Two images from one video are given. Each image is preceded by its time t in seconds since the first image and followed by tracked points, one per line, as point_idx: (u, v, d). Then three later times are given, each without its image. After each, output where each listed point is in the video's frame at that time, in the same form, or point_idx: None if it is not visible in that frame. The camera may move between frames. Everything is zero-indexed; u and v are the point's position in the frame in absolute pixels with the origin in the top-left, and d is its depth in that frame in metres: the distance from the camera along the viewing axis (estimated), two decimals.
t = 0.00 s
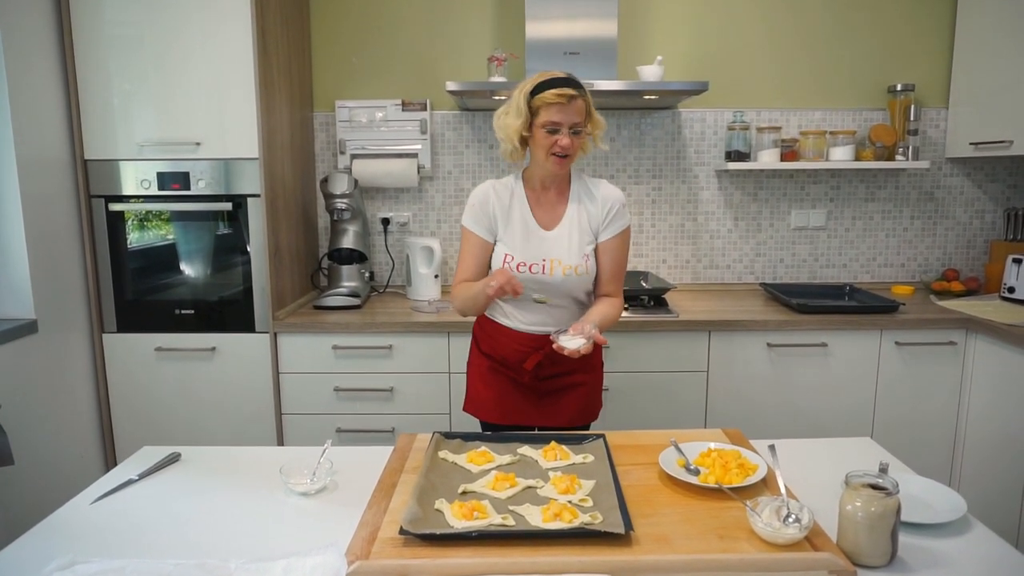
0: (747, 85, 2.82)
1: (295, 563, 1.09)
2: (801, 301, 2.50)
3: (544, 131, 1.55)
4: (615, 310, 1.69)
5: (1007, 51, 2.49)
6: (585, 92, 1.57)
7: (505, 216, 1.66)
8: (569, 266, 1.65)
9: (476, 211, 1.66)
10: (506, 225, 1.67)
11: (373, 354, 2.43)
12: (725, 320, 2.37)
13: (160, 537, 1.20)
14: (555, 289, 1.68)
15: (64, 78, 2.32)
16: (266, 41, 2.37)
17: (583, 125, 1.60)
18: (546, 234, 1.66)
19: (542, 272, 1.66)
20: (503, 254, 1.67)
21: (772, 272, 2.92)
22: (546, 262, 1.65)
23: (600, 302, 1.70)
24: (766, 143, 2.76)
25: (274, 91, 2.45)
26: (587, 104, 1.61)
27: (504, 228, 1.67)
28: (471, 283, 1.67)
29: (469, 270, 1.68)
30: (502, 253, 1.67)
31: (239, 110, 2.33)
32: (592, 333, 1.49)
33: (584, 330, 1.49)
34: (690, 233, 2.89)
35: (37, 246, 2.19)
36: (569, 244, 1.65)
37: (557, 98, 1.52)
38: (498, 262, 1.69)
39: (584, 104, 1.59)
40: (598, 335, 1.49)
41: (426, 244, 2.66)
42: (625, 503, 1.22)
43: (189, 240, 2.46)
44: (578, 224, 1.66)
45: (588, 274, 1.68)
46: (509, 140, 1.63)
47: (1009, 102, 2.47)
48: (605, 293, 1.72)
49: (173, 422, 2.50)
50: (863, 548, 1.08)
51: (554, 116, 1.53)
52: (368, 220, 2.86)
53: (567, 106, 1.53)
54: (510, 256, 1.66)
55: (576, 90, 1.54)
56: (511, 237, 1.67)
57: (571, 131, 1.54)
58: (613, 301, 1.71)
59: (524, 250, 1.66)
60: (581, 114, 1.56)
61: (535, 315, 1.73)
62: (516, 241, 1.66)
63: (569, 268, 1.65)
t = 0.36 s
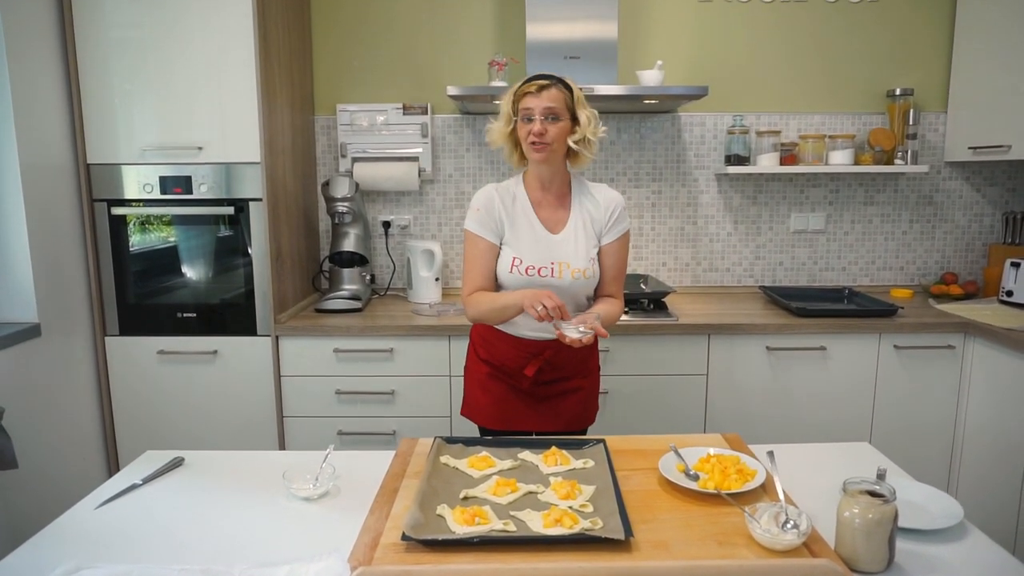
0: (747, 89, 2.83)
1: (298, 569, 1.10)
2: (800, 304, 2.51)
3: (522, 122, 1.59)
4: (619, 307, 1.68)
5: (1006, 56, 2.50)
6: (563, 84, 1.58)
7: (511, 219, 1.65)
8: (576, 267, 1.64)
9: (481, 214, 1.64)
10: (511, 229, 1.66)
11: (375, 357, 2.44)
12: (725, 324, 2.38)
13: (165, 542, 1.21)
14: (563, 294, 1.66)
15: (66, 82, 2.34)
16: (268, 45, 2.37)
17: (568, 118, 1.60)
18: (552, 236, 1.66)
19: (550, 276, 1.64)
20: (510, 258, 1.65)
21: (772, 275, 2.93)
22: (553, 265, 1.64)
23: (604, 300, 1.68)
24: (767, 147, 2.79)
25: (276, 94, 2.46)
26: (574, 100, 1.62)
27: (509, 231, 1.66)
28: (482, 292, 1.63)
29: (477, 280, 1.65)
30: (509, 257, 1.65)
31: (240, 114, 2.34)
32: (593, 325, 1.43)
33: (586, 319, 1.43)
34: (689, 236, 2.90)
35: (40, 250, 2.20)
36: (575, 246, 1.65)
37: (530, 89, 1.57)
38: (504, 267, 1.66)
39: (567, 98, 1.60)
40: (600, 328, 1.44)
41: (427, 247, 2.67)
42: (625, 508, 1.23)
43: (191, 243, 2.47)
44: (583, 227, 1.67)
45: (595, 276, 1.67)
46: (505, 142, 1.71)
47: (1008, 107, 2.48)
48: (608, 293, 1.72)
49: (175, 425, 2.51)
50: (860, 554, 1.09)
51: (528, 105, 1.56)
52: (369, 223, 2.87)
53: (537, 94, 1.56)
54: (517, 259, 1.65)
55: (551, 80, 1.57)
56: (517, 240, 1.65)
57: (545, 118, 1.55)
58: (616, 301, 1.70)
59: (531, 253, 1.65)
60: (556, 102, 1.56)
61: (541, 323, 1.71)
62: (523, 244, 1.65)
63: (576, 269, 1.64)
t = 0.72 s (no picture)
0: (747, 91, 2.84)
1: (302, 571, 1.11)
2: (800, 305, 2.52)
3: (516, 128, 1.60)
4: (625, 308, 1.71)
5: (1006, 58, 2.51)
6: (556, 88, 1.58)
7: (510, 224, 1.66)
8: (577, 273, 1.65)
9: (479, 219, 1.65)
10: (511, 234, 1.66)
11: (376, 358, 2.45)
12: (725, 326, 2.39)
13: (169, 544, 1.22)
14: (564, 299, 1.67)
15: (69, 85, 2.34)
16: (269, 47, 2.38)
17: (563, 122, 1.59)
18: (553, 242, 1.66)
19: (551, 281, 1.65)
20: (511, 263, 1.66)
21: (772, 276, 2.94)
22: (554, 271, 1.65)
23: (609, 302, 1.71)
24: (766, 149, 2.77)
25: (278, 97, 2.47)
26: (569, 104, 1.62)
27: (509, 236, 1.66)
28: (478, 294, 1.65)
29: (474, 282, 1.67)
30: (509, 262, 1.66)
31: (242, 116, 2.35)
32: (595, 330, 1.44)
33: (588, 326, 1.45)
34: (689, 238, 2.91)
35: (43, 251, 2.21)
36: (576, 252, 1.66)
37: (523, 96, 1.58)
38: (505, 272, 1.67)
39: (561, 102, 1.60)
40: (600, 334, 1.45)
41: (429, 248, 2.67)
42: (626, 510, 1.24)
43: (192, 244, 2.48)
44: (584, 233, 1.68)
45: (596, 282, 1.69)
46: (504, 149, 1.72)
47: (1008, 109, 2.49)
48: (612, 295, 1.75)
49: (178, 426, 2.52)
50: (860, 556, 1.10)
51: (521, 112, 1.58)
52: (371, 224, 2.88)
53: (528, 100, 1.57)
54: (518, 265, 1.65)
55: (543, 86, 1.58)
56: (517, 246, 1.66)
57: (538, 123, 1.56)
58: (621, 303, 1.73)
59: (531, 259, 1.65)
60: (548, 107, 1.56)
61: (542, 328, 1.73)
62: (523, 250, 1.66)
63: (577, 275, 1.65)
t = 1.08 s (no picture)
0: (748, 85, 2.84)
1: (305, 564, 1.12)
2: (800, 300, 2.53)
3: (521, 130, 1.58)
4: (625, 312, 1.72)
5: (1008, 52, 2.51)
6: (563, 91, 1.58)
7: (509, 228, 1.66)
8: (577, 277, 1.65)
9: (478, 223, 1.66)
10: (510, 237, 1.67)
11: (377, 353, 2.45)
12: (726, 320, 2.40)
13: (173, 537, 1.23)
14: (564, 302, 1.69)
15: (70, 80, 2.34)
16: (269, 42, 2.38)
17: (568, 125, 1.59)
18: (553, 246, 1.66)
19: (551, 286, 1.66)
20: (510, 268, 1.67)
21: (772, 271, 2.94)
22: (553, 275, 1.66)
23: (610, 305, 1.72)
24: (768, 144, 2.76)
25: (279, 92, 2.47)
26: (573, 106, 1.62)
27: (508, 240, 1.67)
28: (473, 296, 1.68)
29: (470, 284, 1.70)
30: (509, 266, 1.67)
31: (243, 111, 2.35)
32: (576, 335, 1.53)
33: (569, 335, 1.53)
34: (690, 232, 2.92)
35: (45, 246, 2.21)
36: (576, 256, 1.66)
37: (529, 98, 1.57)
38: (504, 276, 1.69)
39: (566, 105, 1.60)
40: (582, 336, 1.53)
41: (430, 243, 2.68)
42: (627, 504, 1.25)
43: (194, 239, 2.49)
44: (585, 237, 1.67)
45: (597, 286, 1.69)
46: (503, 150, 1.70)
47: (1008, 104, 2.49)
48: (614, 298, 1.74)
49: (180, 420, 2.53)
50: (859, 550, 1.11)
51: (528, 115, 1.56)
52: (372, 219, 2.88)
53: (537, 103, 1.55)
54: (517, 270, 1.66)
55: (550, 88, 1.57)
56: (516, 249, 1.67)
57: (547, 127, 1.55)
58: (623, 305, 1.73)
59: (531, 263, 1.66)
60: (557, 110, 1.56)
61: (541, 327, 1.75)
62: (522, 254, 1.66)
63: (577, 279, 1.65)
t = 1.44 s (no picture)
0: (749, 71, 2.82)
1: (308, 549, 1.13)
2: (800, 287, 2.53)
3: (535, 107, 1.57)
4: (633, 284, 1.63)
5: (1011, 37, 2.49)
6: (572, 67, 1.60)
7: (503, 207, 1.67)
8: (570, 254, 1.66)
9: (471, 205, 1.68)
10: (504, 217, 1.68)
11: (379, 339, 2.46)
12: (726, 307, 2.40)
13: (177, 523, 1.25)
14: (560, 280, 1.69)
15: (69, 67, 2.33)
16: (268, 30, 2.37)
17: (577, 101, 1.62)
18: (547, 223, 1.67)
19: (544, 262, 1.67)
20: (504, 246, 1.68)
21: (773, 258, 2.94)
22: (547, 252, 1.66)
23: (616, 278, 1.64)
24: (768, 130, 2.75)
25: (278, 78, 2.46)
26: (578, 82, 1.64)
27: (502, 219, 1.68)
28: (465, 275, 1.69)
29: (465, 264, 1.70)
30: (502, 245, 1.69)
31: (242, 98, 2.34)
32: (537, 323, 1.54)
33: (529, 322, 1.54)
34: (691, 219, 2.91)
35: (46, 234, 2.21)
36: (570, 232, 1.66)
37: (541, 74, 1.56)
38: (499, 255, 1.70)
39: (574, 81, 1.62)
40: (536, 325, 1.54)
41: (430, 230, 2.68)
42: (627, 490, 1.26)
43: (194, 226, 2.49)
44: (579, 212, 1.67)
45: (592, 262, 1.69)
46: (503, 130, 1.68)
47: (1011, 90, 2.48)
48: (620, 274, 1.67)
49: (183, 406, 2.55)
50: (855, 535, 1.12)
51: (542, 91, 1.56)
52: (372, 206, 2.88)
53: (553, 78, 1.56)
54: (510, 247, 1.67)
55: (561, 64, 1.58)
56: (510, 228, 1.68)
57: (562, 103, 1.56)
58: (631, 280, 1.65)
59: (524, 241, 1.67)
60: (569, 86, 1.58)
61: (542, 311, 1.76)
62: (516, 233, 1.67)
63: (570, 256, 1.66)
